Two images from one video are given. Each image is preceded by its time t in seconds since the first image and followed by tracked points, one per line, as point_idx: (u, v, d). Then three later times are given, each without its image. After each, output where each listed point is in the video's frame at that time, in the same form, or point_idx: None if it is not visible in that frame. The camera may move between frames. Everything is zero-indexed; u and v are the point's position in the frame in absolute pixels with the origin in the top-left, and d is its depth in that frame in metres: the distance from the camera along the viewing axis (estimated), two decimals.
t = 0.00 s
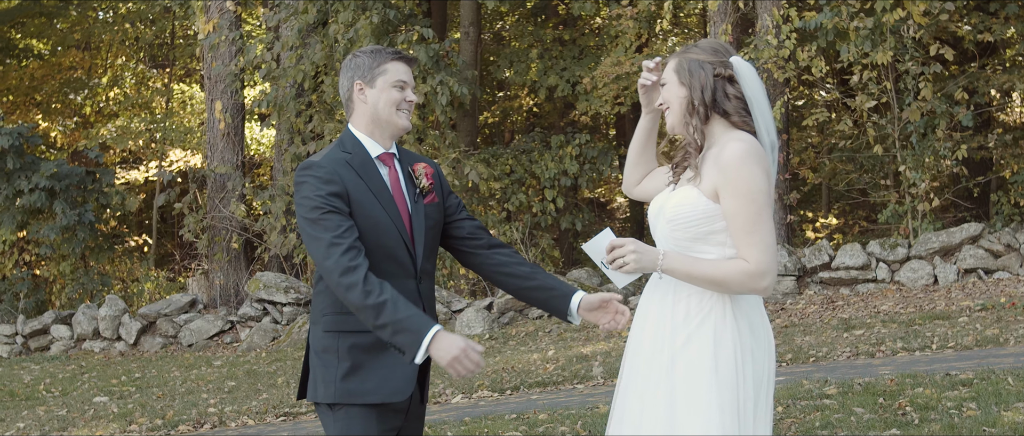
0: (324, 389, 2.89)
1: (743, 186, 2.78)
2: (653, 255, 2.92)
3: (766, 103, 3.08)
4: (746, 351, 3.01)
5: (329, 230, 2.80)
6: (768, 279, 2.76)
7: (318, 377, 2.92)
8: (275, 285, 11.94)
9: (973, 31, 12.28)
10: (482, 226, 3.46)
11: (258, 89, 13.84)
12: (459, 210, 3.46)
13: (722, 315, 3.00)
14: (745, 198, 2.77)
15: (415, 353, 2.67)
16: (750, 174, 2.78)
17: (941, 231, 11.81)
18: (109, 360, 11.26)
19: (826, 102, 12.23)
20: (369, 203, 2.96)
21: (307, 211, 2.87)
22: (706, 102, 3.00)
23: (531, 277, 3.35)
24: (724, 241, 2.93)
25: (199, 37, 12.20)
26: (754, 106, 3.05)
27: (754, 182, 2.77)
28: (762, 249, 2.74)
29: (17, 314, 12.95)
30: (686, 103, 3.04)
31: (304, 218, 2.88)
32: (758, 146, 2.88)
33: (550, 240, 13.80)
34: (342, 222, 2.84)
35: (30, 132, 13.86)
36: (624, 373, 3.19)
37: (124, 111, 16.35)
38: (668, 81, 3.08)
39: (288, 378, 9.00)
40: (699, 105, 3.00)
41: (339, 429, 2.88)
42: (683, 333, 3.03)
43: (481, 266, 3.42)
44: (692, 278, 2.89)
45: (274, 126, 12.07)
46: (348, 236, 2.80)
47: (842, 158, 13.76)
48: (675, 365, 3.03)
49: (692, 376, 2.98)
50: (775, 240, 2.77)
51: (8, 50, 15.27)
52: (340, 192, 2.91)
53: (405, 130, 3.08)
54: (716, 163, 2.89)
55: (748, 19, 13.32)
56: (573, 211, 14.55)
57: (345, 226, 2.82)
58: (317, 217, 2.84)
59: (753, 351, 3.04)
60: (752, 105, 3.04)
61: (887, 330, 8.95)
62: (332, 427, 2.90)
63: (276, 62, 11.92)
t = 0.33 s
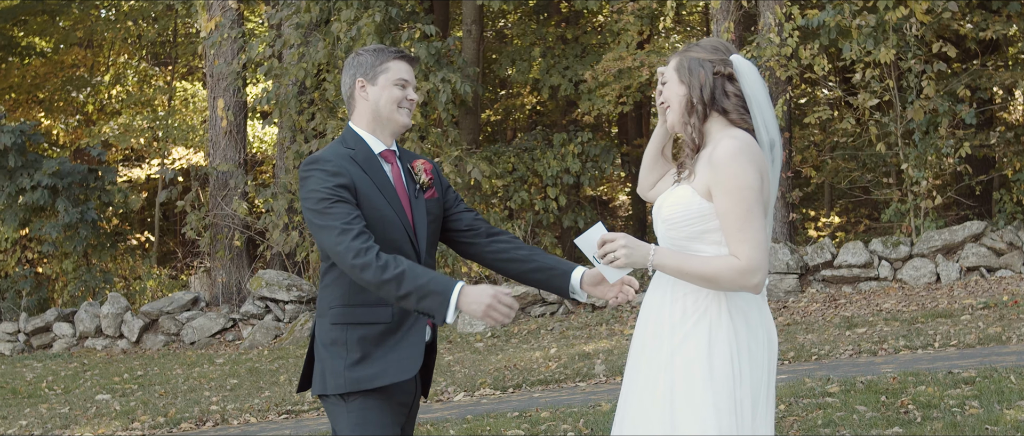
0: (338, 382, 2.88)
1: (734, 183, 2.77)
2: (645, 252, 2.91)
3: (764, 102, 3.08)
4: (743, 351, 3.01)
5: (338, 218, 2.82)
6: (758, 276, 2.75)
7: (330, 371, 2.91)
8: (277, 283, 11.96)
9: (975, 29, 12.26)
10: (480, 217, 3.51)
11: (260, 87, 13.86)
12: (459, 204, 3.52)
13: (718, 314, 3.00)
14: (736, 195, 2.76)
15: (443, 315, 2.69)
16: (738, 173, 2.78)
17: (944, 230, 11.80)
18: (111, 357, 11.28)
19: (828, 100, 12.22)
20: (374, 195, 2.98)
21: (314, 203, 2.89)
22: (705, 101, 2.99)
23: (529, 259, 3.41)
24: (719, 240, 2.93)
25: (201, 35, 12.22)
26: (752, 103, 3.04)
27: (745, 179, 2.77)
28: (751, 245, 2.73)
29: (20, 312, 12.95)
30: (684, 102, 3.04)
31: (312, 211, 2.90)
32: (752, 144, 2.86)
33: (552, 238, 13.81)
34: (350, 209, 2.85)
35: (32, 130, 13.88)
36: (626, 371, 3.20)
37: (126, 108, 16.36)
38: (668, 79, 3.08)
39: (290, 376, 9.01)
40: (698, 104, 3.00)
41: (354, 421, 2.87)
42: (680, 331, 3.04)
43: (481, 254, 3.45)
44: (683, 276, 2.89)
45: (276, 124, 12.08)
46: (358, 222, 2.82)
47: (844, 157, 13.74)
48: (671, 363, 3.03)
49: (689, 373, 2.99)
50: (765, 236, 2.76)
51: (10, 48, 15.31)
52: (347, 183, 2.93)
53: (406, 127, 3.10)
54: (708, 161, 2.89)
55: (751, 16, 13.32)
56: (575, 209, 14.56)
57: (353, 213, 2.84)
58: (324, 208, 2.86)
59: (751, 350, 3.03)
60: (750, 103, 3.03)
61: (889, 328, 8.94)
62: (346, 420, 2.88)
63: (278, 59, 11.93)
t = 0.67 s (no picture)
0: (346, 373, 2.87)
1: (726, 182, 2.77)
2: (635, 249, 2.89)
3: (760, 103, 3.09)
4: (738, 351, 2.99)
5: (346, 206, 2.83)
6: (747, 276, 2.75)
7: (337, 364, 2.91)
8: (279, 281, 11.97)
9: (977, 27, 12.25)
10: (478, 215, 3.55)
11: (262, 85, 13.87)
12: (456, 203, 3.57)
13: (713, 313, 3.00)
14: (727, 195, 2.76)
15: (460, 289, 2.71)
16: (730, 172, 2.77)
17: (946, 228, 11.80)
18: (113, 355, 11.29)
19: (830, 98, 12.22)
20: (377, 190, 3.00)
21: (321, 195, 2.89)
22: (703, 100, 2.97)
23: (525, 252, 3.43)
24: (712, 239, 2.93)
25: (204, 33, 12.23)
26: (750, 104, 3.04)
27: (735, 180, 2.77)
28: (741, 245, 2.73)
29: (22, 310, 12.95)
30: (682, 100, 3.02)
31: (317, 204, 2.90)
32: (747, 144, 2.86)
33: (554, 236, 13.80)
34: (357, 198, 2.87)
35: (33, 127, 13.91)
36: (626, 371, 3.20)
37: (129, 106, 16.39)
38: (668, 76, 3.06)
39: (292, 374, 9.02)
40: (696, 103, 2.98)
41: (363, 416, 2.86)
42: (675, 331, 3.04)
43: (479, 251, 3.49)
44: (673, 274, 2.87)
45: (278, 122, 12.09)
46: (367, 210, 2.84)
47: (846, 154, 13.73)
48: (665, 363, 3.04)
49: (682, 372, 3.00)
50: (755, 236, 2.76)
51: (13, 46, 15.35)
52: (352, 176, 2.94)
53: (405, 126, 3.10)
54: (701, 160, 2.88)
55: (753, 14, 13.32)
56: (577, 207, 14.55)
57: (362, 202, 2.86)
58: (331, 199, 2.87)
59: (747, 349, 3.01)
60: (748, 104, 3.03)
61: (891, 326, 8.94)
62: (353, 415, 2.87)
63: (280, 57, 11.94)
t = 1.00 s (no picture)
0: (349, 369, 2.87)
1: (720, 185, 2.77)
2: (631, 252, 2.82)
3: (757, 107, 3.08)
4: (729, 351, 2.98)
5: (356, 200, 2.83)
6: (740, 280, 2.73)
7: (339, 361, 2.90)
8: (282, 278, 11.96)
9: (981, 25, 12.24)
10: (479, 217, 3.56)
11: (265, 83, 13.89)
12: (458, 204, 3.58)
13: (703, 313, 2.99)
14: (720, 198, 2.76)
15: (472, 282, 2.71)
16: (725, 175, 2.77)
17: (949, 226, 11.78)
18: (116, 353, 11.30)
19: (833, 96, 12.21)
20: (382, 186, 3.01)
21: (328, 188, 2.89)
22: (698, 102, 2.97)
23: (527, 251, 3.43)
24: (704, 241, 2.92)
25: (207, 31, 12.25)
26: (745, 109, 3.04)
27: (729, 182, 2.76)
28: (733, 249, 2.73)
29: (25, 307, 12.99)
30: (679, 101, 3.03)
31: (324, 197, 2.90)
32: (741, 146, 2.85)
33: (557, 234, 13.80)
34: (366, 192, 2.88)
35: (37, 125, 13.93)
36: (619, 370, 3.20)
37: (132, 103, 16.40)
38: (666, 75, 3.06)
39: (294, 372, 9.03)
40: (691, 105, 2.98)
41: (368, 417, 2.86)
42: (665, 331, 3.03)
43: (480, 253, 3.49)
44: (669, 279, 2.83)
45: (281, 120, 12.10)
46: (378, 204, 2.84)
47: (849, 152, 13.73)
48: (656, 363, 3.03)
49: (672, 373, 2.99)
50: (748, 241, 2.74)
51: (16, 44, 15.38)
52: (359, 171, 2.95)
53: (409, 125, 3.11)
54: (694, 163, 2.88)
55: (755, 12, 13.32)
56: (580, 205, 14.55)
57: (372, 196, 2.87)
58: (339, 192, 2.86)
59: (737, 350, 3.00)
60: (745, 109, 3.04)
61: (894, 324, 8.93)
62: (357, 416, 2.87)
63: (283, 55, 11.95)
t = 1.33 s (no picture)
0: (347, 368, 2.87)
1: (713, 193, 2.77)
2: (626, 257, 2.78)
3: (751, 117, 3.07)
4: (712, 353, 2.98)
5: (367, 196, 2.84)
6: (731, 289, 2.74)
7: (340, 359, 2.90)
8: (283, 276, 11.96)
9: (982, 23, 12.24)
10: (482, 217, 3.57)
11: (267, 81, 13.90)
12: (461, 204, 3.58)
13: (688, 313, 2.99)
14: (713, 206, 2.76)
15: (487, 281, 2.75)
16: (717, 183, 2.77)
17: (951, 224, 11.78)
18: (117, 350, 11.30)
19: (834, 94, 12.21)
20: (387, 183, 3.01)
21: (337, 183, 2.89)
22: (692, 109, 2.97)
23: (531, 250, 3.43)
24: (691, 243, 2.93)
25: (208, 29, 12.25)
26: (737, 119, 3.03)
27: (722, 191, 2.76)
28: (726, 258, 2.73)
29: (26, 305, 13.00)
30: (673, 106, 3.02)
31: (332, 192, 2.90)
32: (733, 156, 2.85)
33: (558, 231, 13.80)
34: (375, 188, 2.89)
35: (37, 123, 13.92)
36: (603, 372, 3.19)
37: (133, 101, 16.37)
38: (660, 77, 3.05)
39: (295, 369, 9.03)
40: (685, 111, 2.98)
41: (370, 420, 2.87)
42: (649, 332, 3.03)
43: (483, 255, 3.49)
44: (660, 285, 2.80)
45: (282, 117, 12.10)
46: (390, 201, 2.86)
47: (850, 150, 13.73)
48: (640, 364, 3.03)
49: (657, 373, 2.99)
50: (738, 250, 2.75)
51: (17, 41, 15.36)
52: (366, 168, 2.95)
53: (416, 125, 3.13)
54: (686, 169, 2.87)
55: (757, 10, 13.31)
56: (581, 203, 14.55)
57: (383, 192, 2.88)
58: (349, 188, 2.87)
59: (721, 352, 3.01)
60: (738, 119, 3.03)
61: (895, 322, 8.93)
62: (358, 418, 2.89)
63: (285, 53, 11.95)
